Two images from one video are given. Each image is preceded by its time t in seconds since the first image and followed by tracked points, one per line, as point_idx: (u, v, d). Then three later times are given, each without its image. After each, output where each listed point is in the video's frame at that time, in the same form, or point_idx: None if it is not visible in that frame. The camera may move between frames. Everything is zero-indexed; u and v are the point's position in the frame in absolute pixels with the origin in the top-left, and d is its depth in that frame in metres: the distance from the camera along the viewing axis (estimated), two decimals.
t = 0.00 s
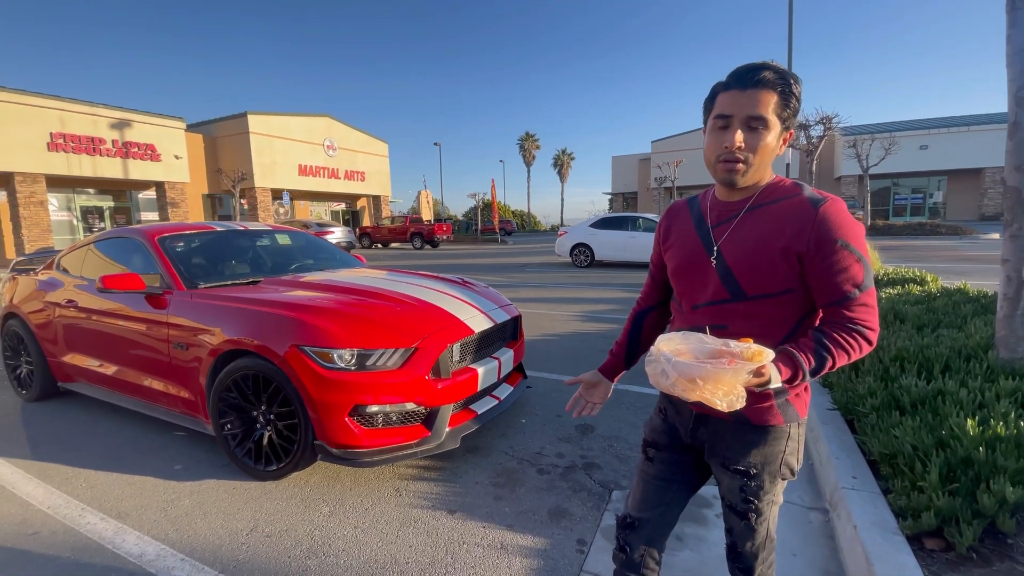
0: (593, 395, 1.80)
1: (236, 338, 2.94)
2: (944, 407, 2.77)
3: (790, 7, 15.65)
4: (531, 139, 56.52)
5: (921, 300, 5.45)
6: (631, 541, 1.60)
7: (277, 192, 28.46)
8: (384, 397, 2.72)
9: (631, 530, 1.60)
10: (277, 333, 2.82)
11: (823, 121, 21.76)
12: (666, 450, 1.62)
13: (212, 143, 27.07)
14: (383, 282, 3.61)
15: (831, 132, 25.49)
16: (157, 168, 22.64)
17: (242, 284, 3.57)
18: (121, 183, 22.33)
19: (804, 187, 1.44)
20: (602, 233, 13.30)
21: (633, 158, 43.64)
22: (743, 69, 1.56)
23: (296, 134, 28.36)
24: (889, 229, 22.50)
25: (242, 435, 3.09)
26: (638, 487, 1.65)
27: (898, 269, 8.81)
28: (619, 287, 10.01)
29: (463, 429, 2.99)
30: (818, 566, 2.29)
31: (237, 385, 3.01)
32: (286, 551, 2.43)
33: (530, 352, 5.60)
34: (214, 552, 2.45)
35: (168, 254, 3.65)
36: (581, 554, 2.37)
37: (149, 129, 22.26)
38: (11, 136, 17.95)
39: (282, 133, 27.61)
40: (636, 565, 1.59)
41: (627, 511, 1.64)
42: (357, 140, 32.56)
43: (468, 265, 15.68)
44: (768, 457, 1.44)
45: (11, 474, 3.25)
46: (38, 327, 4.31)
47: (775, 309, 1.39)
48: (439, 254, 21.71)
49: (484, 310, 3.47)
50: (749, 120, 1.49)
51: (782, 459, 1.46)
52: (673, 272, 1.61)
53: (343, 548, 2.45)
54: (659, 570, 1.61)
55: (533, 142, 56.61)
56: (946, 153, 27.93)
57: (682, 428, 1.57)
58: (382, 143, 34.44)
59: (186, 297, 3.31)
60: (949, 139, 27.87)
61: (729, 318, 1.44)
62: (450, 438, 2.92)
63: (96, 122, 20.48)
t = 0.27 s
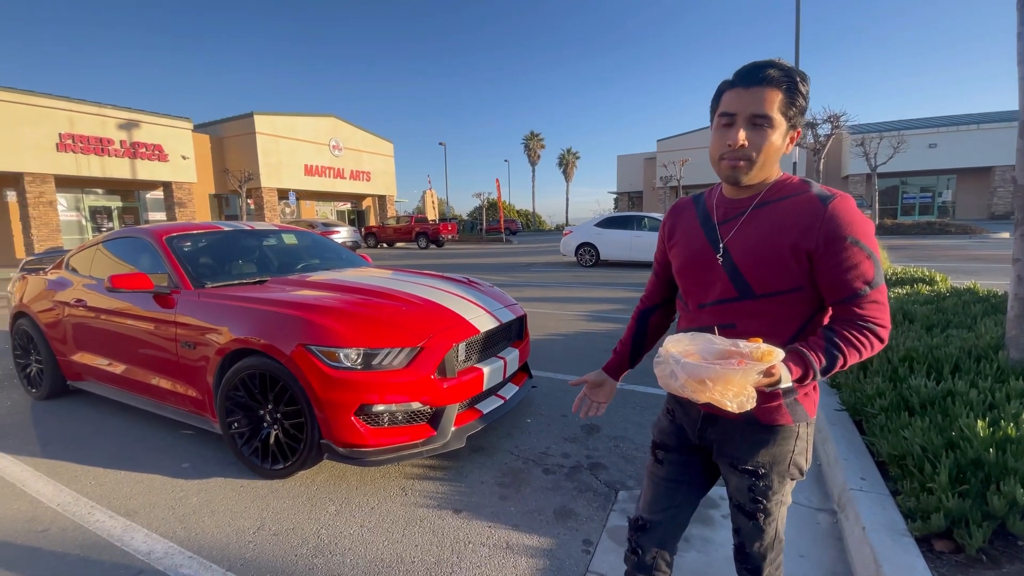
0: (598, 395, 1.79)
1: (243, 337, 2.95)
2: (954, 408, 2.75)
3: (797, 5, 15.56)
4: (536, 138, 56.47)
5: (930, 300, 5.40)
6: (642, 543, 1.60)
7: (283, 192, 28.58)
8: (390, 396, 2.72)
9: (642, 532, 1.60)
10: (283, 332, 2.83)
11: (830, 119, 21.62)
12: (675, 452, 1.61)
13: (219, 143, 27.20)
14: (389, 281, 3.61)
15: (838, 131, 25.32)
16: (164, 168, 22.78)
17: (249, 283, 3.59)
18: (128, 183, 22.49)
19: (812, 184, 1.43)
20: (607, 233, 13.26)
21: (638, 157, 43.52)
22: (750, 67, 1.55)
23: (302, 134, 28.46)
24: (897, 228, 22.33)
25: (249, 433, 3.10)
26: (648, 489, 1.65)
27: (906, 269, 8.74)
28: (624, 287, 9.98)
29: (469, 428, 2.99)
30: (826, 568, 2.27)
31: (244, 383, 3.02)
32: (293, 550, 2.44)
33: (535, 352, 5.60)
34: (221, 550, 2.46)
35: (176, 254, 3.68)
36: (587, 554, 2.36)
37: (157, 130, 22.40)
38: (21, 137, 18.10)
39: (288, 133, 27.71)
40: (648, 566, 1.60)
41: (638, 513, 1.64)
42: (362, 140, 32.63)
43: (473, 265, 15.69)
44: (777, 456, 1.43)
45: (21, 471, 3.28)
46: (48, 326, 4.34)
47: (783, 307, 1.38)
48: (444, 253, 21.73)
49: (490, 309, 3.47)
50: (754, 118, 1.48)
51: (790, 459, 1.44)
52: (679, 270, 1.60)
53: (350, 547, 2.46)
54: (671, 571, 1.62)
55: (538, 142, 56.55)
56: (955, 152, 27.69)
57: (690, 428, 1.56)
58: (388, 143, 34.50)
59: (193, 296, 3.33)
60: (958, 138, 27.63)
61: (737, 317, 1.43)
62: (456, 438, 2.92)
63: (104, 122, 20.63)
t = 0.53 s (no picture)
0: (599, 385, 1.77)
1: (249, 336, 2.96)
2: (964, 409, 2.72)
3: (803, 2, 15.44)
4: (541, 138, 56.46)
5: (938, 299, 5.36)
6: (663, 550, 1.59)
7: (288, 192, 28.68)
8: (395, 396, 2.72)
9: (662, 540, 1.59)
10: (289, 331, 2.84)
11: (837, 118, 21.49)
12: (690, 458, 1.59)
13: (225, 143, 27.33)
14: (394, 281, 3.62)
15: (845, 130, 25.16)
16: (171, 168, 22.91)
17: (255, 283, 3.60)
18: (136, 183, 22.63)
19: (824, 184, 1.43)
20: (612, 232, 13.23)
21: (644, 156, 43.41)
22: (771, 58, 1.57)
23: (308, 134, 28.55)
24: (905, 227, 22.17)
25: (256, 433, 3.11)
26: (665, 495, 1.64)
27: (914, 268, 8.67)
28: (629, 287, 9.95)
29: (474, 428, 2.99)
30: (835, 570, 2.25)
31: (250, 383, 3.03)
32: (299, 549, 2.45)
33: (540, 352, 5.59)
34: (228, 549, 2.47)
35: (183, 253, 3.69)
36: (593, 555, 2.35)
37: (163, 130, 22.52)
38: (29, 137, 18.24)
39: (294, 133, 27.80)
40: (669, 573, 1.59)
41: (658, 521, 1.63)
42: (367, 140, 32.69)
43: (478, 264, 15.69)
44: (793, 457, 1.43)
45: (30, 470, 3.30)
46: (56, 326, 4.37)
47: (796, 308, 1.37)
48: (449, 253, 21.75)
49: (495, 309, 3.47)
50: (779, 103, 1.48)
51: (806, 459, 1.44)
52: (688, 270, 1.58)
53: (356, 547, 2.46)
54: None
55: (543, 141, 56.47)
56: (964, 150, 27.46)
57: (703, 431, 1.54)
58: (392, 142, 34.55)
59: (200, 296, 3.35)
60: (966, 136, 27.40)
61: (749, 318, 1.42)
62: (461, 437, 2.92)
63: (111, 123, 20.76)
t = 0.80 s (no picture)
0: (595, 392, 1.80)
1: (253, 335, 2.96)
2: (971, 409, 2.70)
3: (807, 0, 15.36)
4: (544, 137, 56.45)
5: (944, 299, 5.32)
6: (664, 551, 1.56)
7: (292, 192, 28.74)
8: (399, 395, 2.72)
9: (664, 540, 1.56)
10: (294, 330, 2.84)
11: (842, 116, 21.34)
12: (698, 455, 1.59)
13: (229, 143, 27.40)
14: (397, 280, 3.61)
15: (850, 128, 25.05)
16: (175, 168, 22.98)
17: (259, 282, 3.61)
18: (140, 183, 22.71)
19: (841, 181, 1.42)
20: (615, 231, 13.20)
21: (647, 156, 43.32)
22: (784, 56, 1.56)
23: (311, 134, 28.58)
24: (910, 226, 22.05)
25: (259, 431, 3.11)
26: (668, 494, 1.62)
27: (920, 267, 8.61)
28: (633, 286, 9.92)
29: (478, 428, 2.99)
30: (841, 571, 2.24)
31: (254, 382, 3.04)
32: (304, 548, 2.45)
33: (543, 351, 5.58)
34: (232, 548, 2.47)
35: (187, 253, 3.70)
36: (597, 555, 2.35)
37: (168, 130, 22.58)
38: (35, 138, 18.32)
39: (297, 133, 27.84)
40: None
41: (659, 520, 1.60)
42: (370, 140, 32.71)
43: (481, 264, 15.69)
44: (807, 459, 1.42)
45: (35, 468, 3.32)
46: (62, 325, 4.39)
47: (819, 307, 1.36)
48: (452, 253, 21.75)
49: (499, 308, 3.47)
50: (794, 100, 1.47)
51: (820, 461, 1.44)
52: (701, 270, 1.56)
53: (360, 546, 2.46)
54: None
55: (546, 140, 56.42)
56: (969, 149, 27.29)
57: (716, 431, 1.55)
58: (396, 142, 34.58)
59: (204, 295, 3.35)
60: (972, 134, 27.23)
61: (770, 317, 1.40)
62: (465, 437, 2.91)
63: (116, 123, 20.83)
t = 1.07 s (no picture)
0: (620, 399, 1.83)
1: (255, 335, 2.96)
2: (973, 408, 2.70)
3: None
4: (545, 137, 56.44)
5: (945, 298, 5.31)
6: (671, 559, 1.55)
7: (292, 191, 28.74)
8: (400, 394, 2.72)
9: (670, 549, 1.55)
10: (295, 330, 2.84)
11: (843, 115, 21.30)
12: (702, 459, 1.58)
13: (229, 143, 27.41)
14: (397, 280, 3.61)
15: (851, 127, 25.02)
16: (176, 168, 22.99)
17: (260, 282, 3.61)
18: (141, 183, 22.72)
19: (845, 181, 1.42)
20: (616, 230, 13.19)
21: (647, 155, 43.28)
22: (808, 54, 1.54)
23: (311, 133, 28.58)
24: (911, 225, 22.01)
25: (261, 431, 3.12)
26: (670, 501, 1.61)
27: (920, 266, 8.60)
28: (634, 285, 9.91)
29: (479, 427, 2.99)
30: (842, 570, 2.24)
31: (255, 381, 3.04)
32: (305, 547, 2.45)
33: (543, 350, 5.59)
34: (234, 547, 2.48)
35: (189, 253, 3.70)
36: (599, 554, 2.35)
37: (169, 130, 22.60)
38: (35, 138, 18.33)
39: (297, 132, 27.83)
40: None
41: (663, 528, 1.58)
42: (371, 139, 32.70)
43: (481, 263, 15.68)
44: (811, 460, 1.43)
45: (37, 468, 3.32)
46: (63, 324, 4.39)
47: (822, 307, 1.35)
48: (453, 252, 21.74)
49: (500, 308, 3.47)
50: (811, 103, 1.47)
51: (824, 461, 1.45)
52: (703, 270, 1.56)
53: (361, 545, 2.46)
54: None
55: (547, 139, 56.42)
56: (971, 147, 27.25)
57: (720, 433, 1.55)
58: (396, 141, 34.57)
59: (205, 294, 3.36)
60: (974, 133, 27.18)
61: (773, 317, 1.40)
62: (466, 437, 2.91)
63: (116, 122, 20.85)
